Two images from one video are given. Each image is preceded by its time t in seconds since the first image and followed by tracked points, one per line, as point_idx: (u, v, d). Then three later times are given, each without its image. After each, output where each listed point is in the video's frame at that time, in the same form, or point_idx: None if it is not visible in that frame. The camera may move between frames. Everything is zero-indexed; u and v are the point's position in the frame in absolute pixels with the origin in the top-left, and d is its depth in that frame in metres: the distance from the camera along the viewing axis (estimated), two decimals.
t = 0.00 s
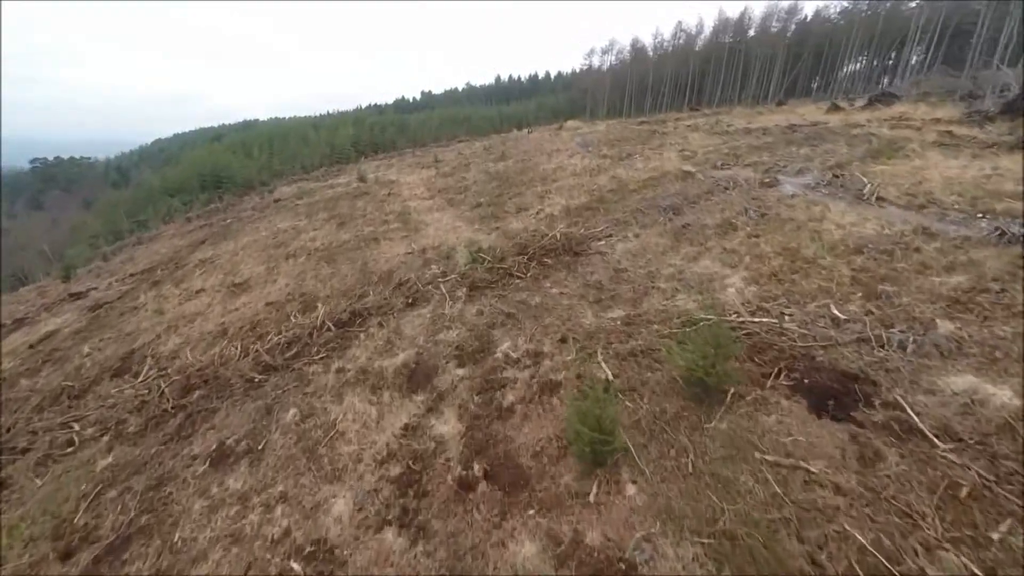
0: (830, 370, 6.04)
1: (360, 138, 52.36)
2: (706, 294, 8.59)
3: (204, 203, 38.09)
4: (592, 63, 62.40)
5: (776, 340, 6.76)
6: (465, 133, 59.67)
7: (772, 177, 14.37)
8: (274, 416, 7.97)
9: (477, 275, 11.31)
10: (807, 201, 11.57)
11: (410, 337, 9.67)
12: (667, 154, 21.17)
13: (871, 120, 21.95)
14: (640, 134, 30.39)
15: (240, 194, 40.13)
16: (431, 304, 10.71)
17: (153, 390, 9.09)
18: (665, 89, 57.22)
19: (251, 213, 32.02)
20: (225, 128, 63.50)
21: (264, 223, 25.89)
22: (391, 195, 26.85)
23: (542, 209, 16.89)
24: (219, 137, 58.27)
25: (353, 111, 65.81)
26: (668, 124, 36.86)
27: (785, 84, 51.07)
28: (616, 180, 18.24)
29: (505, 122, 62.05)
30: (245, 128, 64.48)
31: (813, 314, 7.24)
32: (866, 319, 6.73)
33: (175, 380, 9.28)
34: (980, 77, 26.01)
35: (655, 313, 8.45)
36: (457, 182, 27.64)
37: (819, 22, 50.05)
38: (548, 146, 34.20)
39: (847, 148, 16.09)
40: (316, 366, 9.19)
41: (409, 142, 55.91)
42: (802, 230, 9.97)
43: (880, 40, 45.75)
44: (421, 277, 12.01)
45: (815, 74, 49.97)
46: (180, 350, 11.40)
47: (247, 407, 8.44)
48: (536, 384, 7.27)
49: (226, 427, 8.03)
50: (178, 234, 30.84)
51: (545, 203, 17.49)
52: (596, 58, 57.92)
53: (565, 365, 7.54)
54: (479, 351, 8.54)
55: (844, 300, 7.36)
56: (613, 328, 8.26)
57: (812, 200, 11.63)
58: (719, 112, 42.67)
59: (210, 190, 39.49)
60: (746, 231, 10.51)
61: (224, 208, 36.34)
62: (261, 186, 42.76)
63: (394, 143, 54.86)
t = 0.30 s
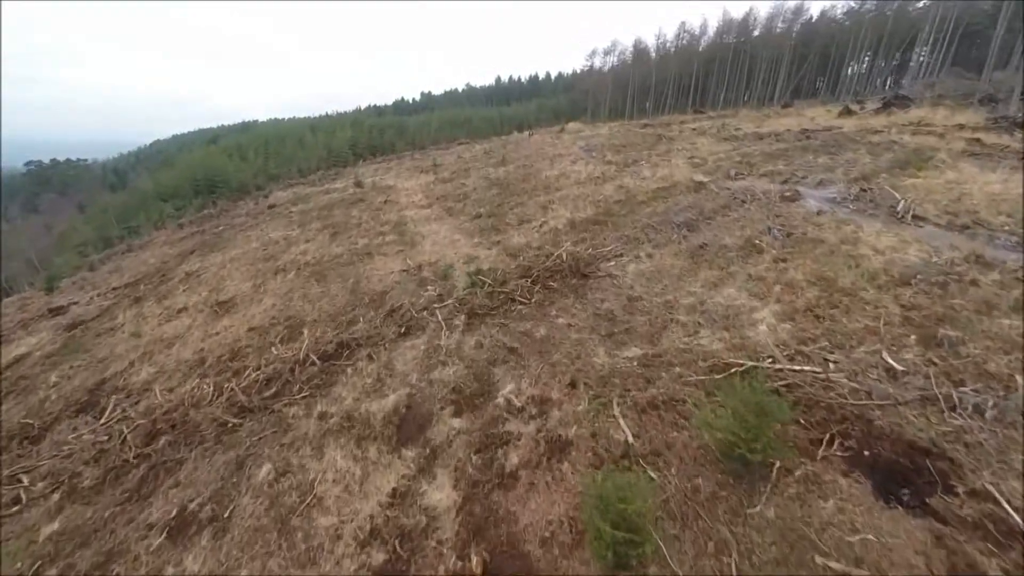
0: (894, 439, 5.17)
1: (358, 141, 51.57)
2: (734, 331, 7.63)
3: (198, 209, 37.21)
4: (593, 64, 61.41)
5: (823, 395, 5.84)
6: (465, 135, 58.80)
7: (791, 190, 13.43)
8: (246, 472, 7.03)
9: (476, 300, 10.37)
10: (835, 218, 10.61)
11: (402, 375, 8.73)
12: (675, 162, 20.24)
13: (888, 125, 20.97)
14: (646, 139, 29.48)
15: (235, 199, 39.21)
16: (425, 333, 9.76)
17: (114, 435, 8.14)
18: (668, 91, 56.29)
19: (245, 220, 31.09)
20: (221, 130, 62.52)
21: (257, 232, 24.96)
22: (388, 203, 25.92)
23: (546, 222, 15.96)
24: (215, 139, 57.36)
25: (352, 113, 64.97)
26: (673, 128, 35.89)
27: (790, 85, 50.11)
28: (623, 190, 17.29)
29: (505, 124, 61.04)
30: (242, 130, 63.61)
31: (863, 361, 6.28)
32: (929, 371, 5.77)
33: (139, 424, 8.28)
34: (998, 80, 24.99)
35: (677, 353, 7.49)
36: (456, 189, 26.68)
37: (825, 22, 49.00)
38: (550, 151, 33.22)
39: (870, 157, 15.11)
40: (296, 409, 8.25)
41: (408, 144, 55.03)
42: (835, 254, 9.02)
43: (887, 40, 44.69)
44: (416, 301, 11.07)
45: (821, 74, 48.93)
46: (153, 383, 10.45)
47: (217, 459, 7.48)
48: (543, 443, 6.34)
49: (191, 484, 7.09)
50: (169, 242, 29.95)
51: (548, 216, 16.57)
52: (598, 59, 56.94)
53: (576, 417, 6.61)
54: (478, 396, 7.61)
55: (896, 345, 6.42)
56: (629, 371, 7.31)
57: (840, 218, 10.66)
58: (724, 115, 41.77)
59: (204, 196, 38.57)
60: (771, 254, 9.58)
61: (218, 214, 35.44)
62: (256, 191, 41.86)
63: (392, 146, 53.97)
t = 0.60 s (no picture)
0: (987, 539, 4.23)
1: (355, 144, 50.81)
2: (767, 379, 6.68)
3: (191, 214, 36.35)
4: (595, 66, 60.50)
5: (888, 473, 4.94)
6: (464, 137, 57.98)
7: (815, 205, 12.47)
8: (206, 546, 6.08)
9: (474, 331, 9.43)
10: (869, 240, 9.63)
11: (390, 421, 7.78)
12: (685, 170, 19.28)
13: (907, 131, 20.00)
14: (651, 144, 28.52)
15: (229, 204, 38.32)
16: (418, 370, 8.80)
17: (63, 492, 7.16)
18: (671, 93, 55.37)
19: (238, 227, 30.23)
20: (217, 132, 61.61)
21: (248, 242, 24.06)
22: (383, 211, 24.96)
23: (549, 236, 15.03)
24: (210, 141, 56.49)
25: (350, 116, 64.11)
26: (678, 132, 34.93)
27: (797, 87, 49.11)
28: (631, 202, 16.34)
29: (506, 126, 60.07)
30: (238, 132, 62.71)
31: (930, 429, 5.31)
32: (1017, 447, 4.90)
33: (93, 478, 7.32)
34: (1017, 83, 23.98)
35: (703, 405, 6.53)
36: (454, 196, 25.73)
37: (832, 23, 48.03)
38: (552, 156, 32.27)
39: (895, 167, 14.14)
40: (270, 463, 7.29)
41: (406, 148, 54.21)
42: (876, 285, 8.05)
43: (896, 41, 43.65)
44: (409, 331, 10.14)
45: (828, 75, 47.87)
46: (118, 422, 9.48)
47: (175, 525, 6.51)
48: (552, 522, 5.40)
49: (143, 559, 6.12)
50: (158, 249, 29.01)
51: (551, 230, 15.62)
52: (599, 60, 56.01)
53: (589, 488, 5.68)
54: (476, 455, 6.66)
55: (967, 407, 5.44)
56: (650, 429, 6.35)
57: (875, 239, 9.69)
58: (730, 119, 40.84)
59: (197, 201, 37.67)
60: (802, 282, 8.62)
61: (211, 221, 34.55)
62: (251, 196, 40.95)
63: (390, 149, 53.17)
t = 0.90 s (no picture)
0: None
1: (352, 147, 49.95)
2: (812, 443, 5.72)
3: (183, 220, 35.45)
4: (596, 67, 59.55)
5: None
6: (463, 140, 57.06)
7: (842, 222, 11.50)
8: None
9: (471, 369, 8.47)
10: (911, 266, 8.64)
11: (375, 479, 6.81)
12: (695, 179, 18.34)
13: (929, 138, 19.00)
14: (656, 149, 27.56)
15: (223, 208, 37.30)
16: (407, 415, 7.85)
17: None
18: (675, 95, 54.40)
19: (230, 235, 29.33)
20: (213, 134, 60.56)
21: (238, 252, 23.13)
22: (379, 220, 24.02)
23: (552, 252, 14.09)
24: (206, 143, 55.60)
25: (348, 117, 63.23)
26: (684, 136, 33.94)
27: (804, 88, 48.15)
28: (639, 214, 15.37)
29: (506, 129, 59.09)
30: (234, 134, 61.79)
31: None
32: None
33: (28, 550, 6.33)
34: None
35: (739, 476, 5.57)
36: (452, 204, 24.77)
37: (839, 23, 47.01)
38: (554, 161, 31.32)
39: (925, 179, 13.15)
40: (234, 532, 6.31)
41: (405, 151, 53.33)
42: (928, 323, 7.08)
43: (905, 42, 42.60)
44: (399, 366, 9.18)
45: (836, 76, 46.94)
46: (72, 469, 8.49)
47: None
48: None
49: None
50: (147, 257, 28.08)
51: (555, 245, 14.66)
52: (602, 61, 55.05)
53: None
54: (472, 532, 5.71)
55: None
56: (677, 506, 5.41)
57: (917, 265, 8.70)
58: (735, 121, 39.87)
59: (190, 206, 36.62)
60: (839, 316, 7.64)
61: (203, 226, 33.57)
62: (246, 201, 39.99)
63: (389, 152, 52.32)
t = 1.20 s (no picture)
0: None
1: (349, 149, 49.04)
2: (875, 533, 4.77)
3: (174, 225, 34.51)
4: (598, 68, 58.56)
5: None
6: (462, 142, 56.10)
7: (872, 241, 10.53)
8: None
9: (466, 416, 7.51)
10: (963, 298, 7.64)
11: (353, 556, 5.83)
12: (705, 189, 17.38)
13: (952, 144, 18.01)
14: (662, 154, 26.60)
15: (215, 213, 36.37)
16: (393, 472, 6.89)
17: None
18: (678, 96, 53.50)
19: (220, 242, 28.43)
20: (209, 135, 59.55)
21: (227, 262, 22.22)
22: (373, 229, 23.07)
23: (556, 270, 13.14)
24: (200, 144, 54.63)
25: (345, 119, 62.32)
26: (689, 140, 32.97)
27: (811, 90, 47.14)
28: (648, 228, 14.42)
29: (506, 131, 58.11)
30: (230, 134, 60.76)
31: None
32: None
33: None
34: None
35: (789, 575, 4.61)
36: (450, 212, 23.83)
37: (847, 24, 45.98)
38: (555, 167, 30.37)
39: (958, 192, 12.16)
40: None
41: (403, 154, 52.41)
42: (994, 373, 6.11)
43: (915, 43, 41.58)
44: (387, 408, 8.24)
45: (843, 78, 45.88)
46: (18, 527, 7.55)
47: None
48: None
49: None
50: (134, 265, 27.13)
51: (558, 261, 13.71)
52: (603, 62, 54.09)
53: None
54: None
55: None
56: None
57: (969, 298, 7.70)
58: (741, 124, 38.89)
59: (181, 211, 35.68)
60: (887, 361, 6.68)
61: (194, 232, 32.65)
62: (240, 205, 39.07)
63: (386, 155, 51.42)
